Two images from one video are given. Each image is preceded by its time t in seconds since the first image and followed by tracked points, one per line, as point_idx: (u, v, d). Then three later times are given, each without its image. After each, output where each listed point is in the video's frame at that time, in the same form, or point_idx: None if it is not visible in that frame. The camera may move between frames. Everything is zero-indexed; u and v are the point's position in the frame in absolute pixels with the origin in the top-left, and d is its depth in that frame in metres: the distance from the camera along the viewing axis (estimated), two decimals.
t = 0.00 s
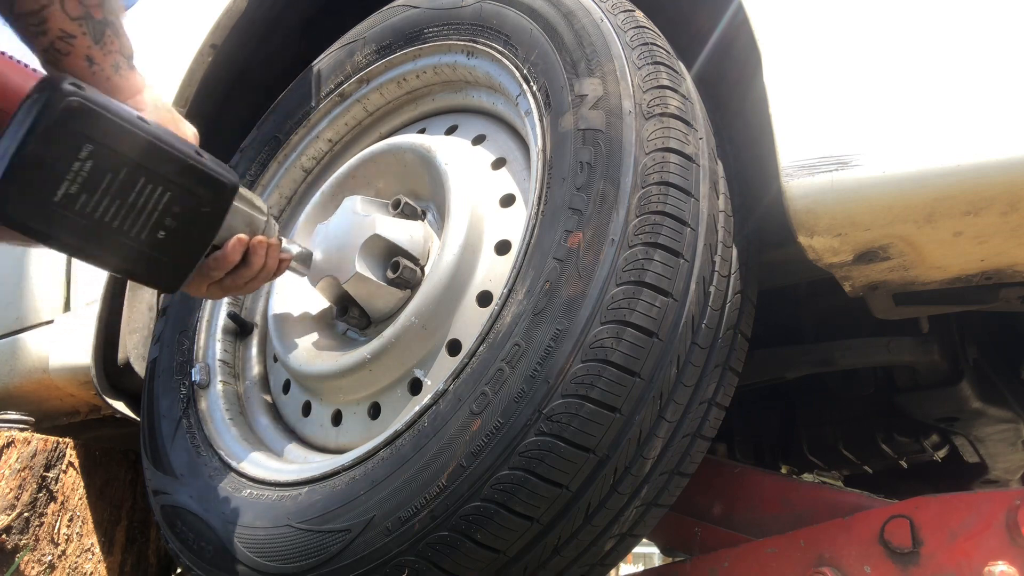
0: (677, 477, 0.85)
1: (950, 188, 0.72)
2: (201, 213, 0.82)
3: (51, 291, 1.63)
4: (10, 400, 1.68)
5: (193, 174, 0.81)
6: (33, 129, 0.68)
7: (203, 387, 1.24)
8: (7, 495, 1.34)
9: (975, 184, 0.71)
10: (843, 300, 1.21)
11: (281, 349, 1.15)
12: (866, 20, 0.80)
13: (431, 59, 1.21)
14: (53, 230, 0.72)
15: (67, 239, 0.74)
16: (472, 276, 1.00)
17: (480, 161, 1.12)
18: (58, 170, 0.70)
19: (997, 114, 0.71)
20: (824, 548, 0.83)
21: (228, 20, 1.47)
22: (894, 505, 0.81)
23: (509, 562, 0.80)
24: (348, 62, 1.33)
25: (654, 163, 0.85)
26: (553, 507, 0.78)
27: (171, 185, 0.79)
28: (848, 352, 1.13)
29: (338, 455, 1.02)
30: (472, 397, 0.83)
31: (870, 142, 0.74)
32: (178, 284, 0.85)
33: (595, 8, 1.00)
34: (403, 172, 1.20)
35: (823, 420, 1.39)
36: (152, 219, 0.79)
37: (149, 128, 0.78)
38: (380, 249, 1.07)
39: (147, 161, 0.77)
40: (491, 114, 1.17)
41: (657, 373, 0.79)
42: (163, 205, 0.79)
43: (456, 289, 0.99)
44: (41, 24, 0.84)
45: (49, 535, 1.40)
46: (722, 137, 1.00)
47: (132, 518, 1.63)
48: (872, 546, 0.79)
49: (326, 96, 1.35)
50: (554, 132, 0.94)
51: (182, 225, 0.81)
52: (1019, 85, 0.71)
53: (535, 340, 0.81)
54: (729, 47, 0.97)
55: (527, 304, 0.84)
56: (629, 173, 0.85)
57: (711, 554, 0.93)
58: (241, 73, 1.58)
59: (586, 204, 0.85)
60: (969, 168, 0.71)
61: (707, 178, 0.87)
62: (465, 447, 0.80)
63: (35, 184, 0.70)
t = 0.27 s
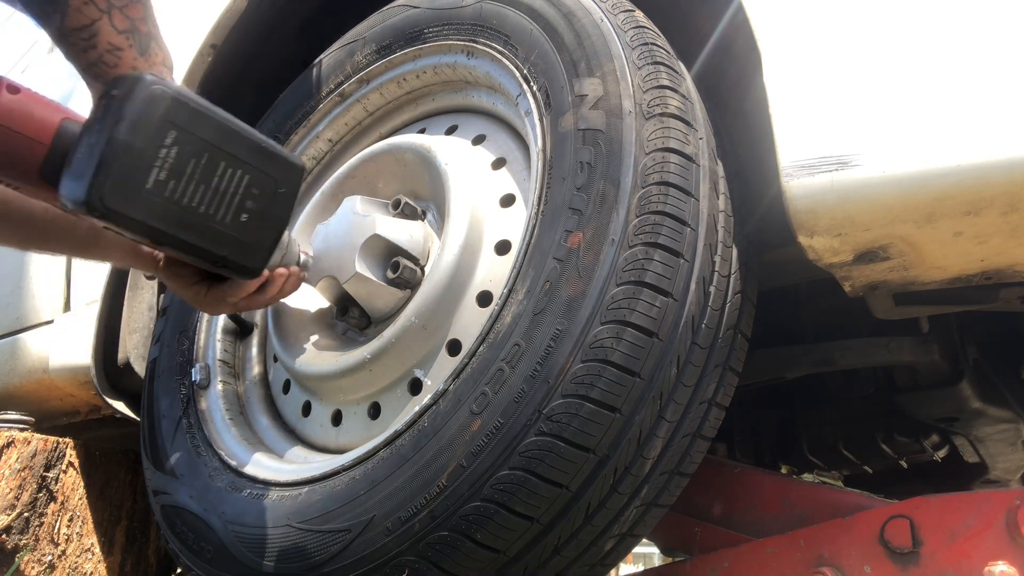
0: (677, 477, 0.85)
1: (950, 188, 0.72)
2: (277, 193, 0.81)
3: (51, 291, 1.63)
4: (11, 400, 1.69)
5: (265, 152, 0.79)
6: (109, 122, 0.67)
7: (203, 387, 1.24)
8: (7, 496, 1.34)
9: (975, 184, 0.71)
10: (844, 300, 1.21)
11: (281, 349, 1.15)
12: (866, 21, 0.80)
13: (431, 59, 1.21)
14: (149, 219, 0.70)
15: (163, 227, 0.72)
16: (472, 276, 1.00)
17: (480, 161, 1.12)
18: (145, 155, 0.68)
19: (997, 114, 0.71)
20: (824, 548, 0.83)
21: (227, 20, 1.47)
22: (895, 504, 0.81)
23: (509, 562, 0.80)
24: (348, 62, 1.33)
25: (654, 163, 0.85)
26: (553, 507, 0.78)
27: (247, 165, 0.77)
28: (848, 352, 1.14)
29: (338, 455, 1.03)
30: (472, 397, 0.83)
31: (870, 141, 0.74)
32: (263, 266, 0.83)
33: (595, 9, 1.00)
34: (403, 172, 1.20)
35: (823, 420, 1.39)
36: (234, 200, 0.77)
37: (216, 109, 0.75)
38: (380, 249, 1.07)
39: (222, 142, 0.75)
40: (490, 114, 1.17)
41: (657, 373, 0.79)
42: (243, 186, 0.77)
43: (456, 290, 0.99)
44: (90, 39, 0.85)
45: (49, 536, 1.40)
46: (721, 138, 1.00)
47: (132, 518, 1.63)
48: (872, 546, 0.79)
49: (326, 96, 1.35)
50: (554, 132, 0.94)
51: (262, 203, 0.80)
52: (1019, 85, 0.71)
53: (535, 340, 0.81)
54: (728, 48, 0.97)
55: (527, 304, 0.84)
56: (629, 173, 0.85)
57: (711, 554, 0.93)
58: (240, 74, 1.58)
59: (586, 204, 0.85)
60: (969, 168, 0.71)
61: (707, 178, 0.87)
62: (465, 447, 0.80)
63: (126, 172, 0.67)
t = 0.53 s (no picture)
0: (677, 477, 0.85)
1: (950, 188, 0.72)
2: (327, 167, 0.87)
3: (51, 291, 1.63)
4: (11, 400, 1.69)
5: (314, 130, 0.85)
6: (175, 101, 0.72)
7: (204, 387, 1.24)
8: (7, 496, 1.34)
9: (975, 184, 0.71)
10: (843, 300, 1.21)
11: (281, 350, 1.15)
12: (866, 20, 0.80)
13: (430, 59, 1.21)
14: (217, 192, 0.75)
15: (230, 201, 0.77)
16: (472, 276, 1.00)
17: (480, 162, 1.11)
18: (211, 131, 0.74)
19: (997, 114, 0.71)
20: (824, 548, 0.83)
21: (228, 20, 1.47)
22: (895, 504, 0.81)
23: (509, 562, 0.80)
24: (349, 62, 1.33)
25: (654, 163, 0.85)
26: (553, 508, 0.78)
27: (300, 140, 0.84)
28: (848, 352, 1.14)
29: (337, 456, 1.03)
30: (472, 397, 0.83)
31: (870, 141, 0.74)
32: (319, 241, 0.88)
33: (595, 9, 1.00)
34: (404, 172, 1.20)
35: (823, 420, 1.39)
36: (289, 176, 0.83)
37: (269, 86, 0.81)
38: (380, 249, 1.07)
39: (277, 117, 0.81)
40: (491, 114, 1.17)
41: (657, 373, 0.79)
42: (297, 160, 0.83)
43: (456, 290, 0.99)
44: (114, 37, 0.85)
45: (49, 536, 1.40)
46: (722, 138, 1.01)
47: (132, 519, 1.63)
48: (872, 546, 0.79)
49: (326, 96, 1.34)
50: (554, 132, 0.94)
51: (314, 176, 0.86)
52: (1020, 85, 0.71)
53: (534, 340, 0.81)
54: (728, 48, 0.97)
55: (527, 304, 0.84)
56: (630, 173, 0.84)
57: (711, 554, 0.93)
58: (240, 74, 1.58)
59: (586, 204, 0.85)
60: (969, 168, 0.71)
61: (707, 178, 0.87)
62: (465, 447, 0.80)
63: (195, 147, 0.72)
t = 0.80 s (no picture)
0: (675, 481, 0.85)
1: (950, 188, 0.72)
2: (333, 170, 0.86)
3: (51, 291, 1.63)
4: (11, 400, 1.69)
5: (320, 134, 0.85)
6: (182, 104, 0.71)
7: (206, 387, 1.24)
8: (7, 495, 1.35)
9: (975, 184, 0.71)
10: (843, 300, 1.21)
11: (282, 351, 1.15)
12: (866, 20, 0.80)
13: (430, 58, 1.21)
14: (223, 195, 0.75)
15: (235, 203, 0.77)
16: (471, 277, 0.99)
17: (479, 163, 1.11)
18: (218, 134, 0.74)
19: (997, 114, 0.71)
20: (824, 548, 0.83)
21: (228, 21, 1.47)
22: (895, 504, 0.81)
23: (505, 567, 0.80)
24: (348, 61, 1.33)
25: (650, 167, 0.84)
26: (548, 513, 0.77)
27: (307, 145, 0.83)
28: (848, 353, 1.14)
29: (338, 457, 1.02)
30: (468, 402, 0.83)
31: (870, 141, 0.74)
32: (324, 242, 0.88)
33: (593, 9, 1.00)
34: (404, 171, 1.20)
35: (824, 420, 1.39)
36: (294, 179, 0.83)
37: (276, 91, 0.81)
38: (381, 249, 1.07)
39: (283, 122, 0.81)
40: (491, 114, 1.17)
41: (653, 378, 0.79)
42: (303, 164, 0.83)
43: (455, 290, 0.99)
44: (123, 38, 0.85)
45: (49, 536, 1.40)
46: (722, 138, 1.01)
47: (132, 519, 1.63)
48: (872, 546, 0.79)
49: (325, 95, 1.34)
50: (552, 133, 0.94)
51: (318, 180, 0.85)
52: (1020, 85, 0.71)
53: (530, 345, 0.81)
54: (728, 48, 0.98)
55: (523, 310, 0.84)
56: (626, 178, 0.84)
57: (711, 554, 0.93)
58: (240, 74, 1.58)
59: (582, 207, 0.85)
60: (970, 167, 0.71)
61: (704, 180, 0.87)
62: (459, 453, 0.81)
63: (200, 151, 0.72)
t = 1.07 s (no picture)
0: (671, 497, 0.85)
1: (950, 188, 0.72)
2: (333, 178, 0.76)
3: (51, 291, 1.63)
4: (11, 400, 1.69)
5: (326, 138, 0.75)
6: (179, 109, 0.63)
7: (212, 382, 1.24)
8: (7, 496, 1.34)
9: (975, 184, 0.71)
10: (843, 300, 1.21)
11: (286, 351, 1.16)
12: (865, 20, 0.80)
13: (432, 54, 1.21)
14: (221, 203, 0.66)
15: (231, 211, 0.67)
16: (474, 284, 1.00)
17: (482, 168, 1.11)
18: (215, 138, 0.65)
19: (997, 114, 0.71)
20: (824, 548, 0.83)
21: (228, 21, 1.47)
22: (895, 504, 0.81)
23: None
24: (349, 52, 1.33)
25: (653, 194, 0.84)
26: (547, 538, 0.78)
27: (310, 152, 0.74)
28: (848, 353, 1.14)
29: (343, 462, 1.03)
30: (468, 428, 0.83)
31: (870, 141, 0.74)
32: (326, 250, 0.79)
33: (597, 18, 0.98)
34: (405, 171, 1.20)
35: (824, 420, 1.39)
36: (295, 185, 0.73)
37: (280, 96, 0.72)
38: (382, 253, 1.07)
39: (287, 129, 0.71)
40: (493, 114, 1.17)
41: (652, 407, 0.79)
42: (302, 170, 0.73)
43: (457, 298, 0.99)
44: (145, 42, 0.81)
45: (49, 536, 1.40)
46: (722, 138, 1.00)
47: (131, 519, 1.63)
48: (872, 546, 0.79)
49: (328, 87, 1.34)
50: (555, 151, 0.94)
51: (319, 186, 0.76)
52: (1020, 88, 0.71)
53: (530, 374, 0.81)
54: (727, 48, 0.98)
55: (523, 338, 0.84)
56: (628, 207, 0.84)
57: (711, 554, 0.93)
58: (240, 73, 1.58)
59: (585, 235, 0.85)
60: (970, 167, 0.71)
61: (708, 205, 0.86)
62: (460, 478, 0.81)
63: (198, 157, 0.64)
